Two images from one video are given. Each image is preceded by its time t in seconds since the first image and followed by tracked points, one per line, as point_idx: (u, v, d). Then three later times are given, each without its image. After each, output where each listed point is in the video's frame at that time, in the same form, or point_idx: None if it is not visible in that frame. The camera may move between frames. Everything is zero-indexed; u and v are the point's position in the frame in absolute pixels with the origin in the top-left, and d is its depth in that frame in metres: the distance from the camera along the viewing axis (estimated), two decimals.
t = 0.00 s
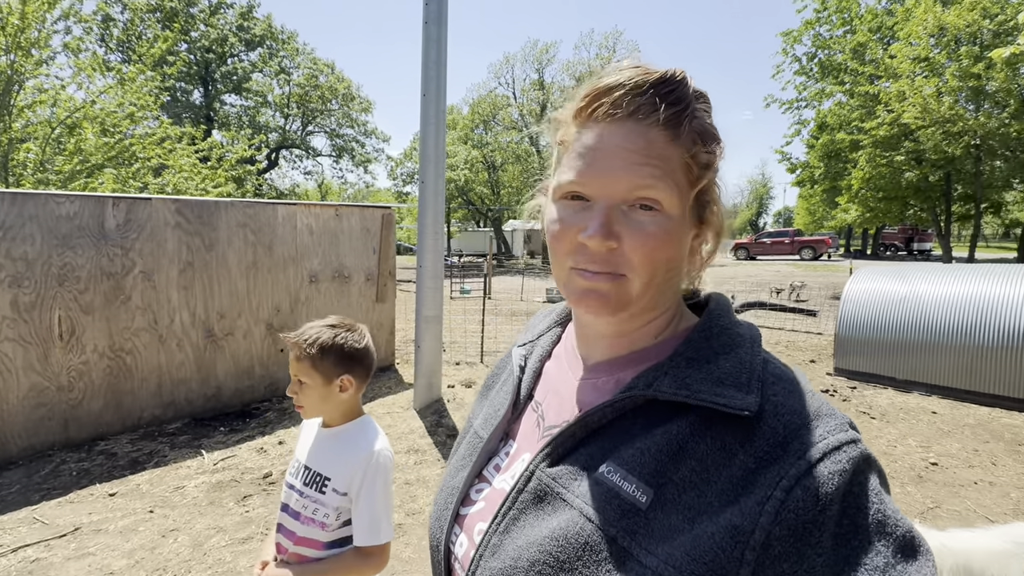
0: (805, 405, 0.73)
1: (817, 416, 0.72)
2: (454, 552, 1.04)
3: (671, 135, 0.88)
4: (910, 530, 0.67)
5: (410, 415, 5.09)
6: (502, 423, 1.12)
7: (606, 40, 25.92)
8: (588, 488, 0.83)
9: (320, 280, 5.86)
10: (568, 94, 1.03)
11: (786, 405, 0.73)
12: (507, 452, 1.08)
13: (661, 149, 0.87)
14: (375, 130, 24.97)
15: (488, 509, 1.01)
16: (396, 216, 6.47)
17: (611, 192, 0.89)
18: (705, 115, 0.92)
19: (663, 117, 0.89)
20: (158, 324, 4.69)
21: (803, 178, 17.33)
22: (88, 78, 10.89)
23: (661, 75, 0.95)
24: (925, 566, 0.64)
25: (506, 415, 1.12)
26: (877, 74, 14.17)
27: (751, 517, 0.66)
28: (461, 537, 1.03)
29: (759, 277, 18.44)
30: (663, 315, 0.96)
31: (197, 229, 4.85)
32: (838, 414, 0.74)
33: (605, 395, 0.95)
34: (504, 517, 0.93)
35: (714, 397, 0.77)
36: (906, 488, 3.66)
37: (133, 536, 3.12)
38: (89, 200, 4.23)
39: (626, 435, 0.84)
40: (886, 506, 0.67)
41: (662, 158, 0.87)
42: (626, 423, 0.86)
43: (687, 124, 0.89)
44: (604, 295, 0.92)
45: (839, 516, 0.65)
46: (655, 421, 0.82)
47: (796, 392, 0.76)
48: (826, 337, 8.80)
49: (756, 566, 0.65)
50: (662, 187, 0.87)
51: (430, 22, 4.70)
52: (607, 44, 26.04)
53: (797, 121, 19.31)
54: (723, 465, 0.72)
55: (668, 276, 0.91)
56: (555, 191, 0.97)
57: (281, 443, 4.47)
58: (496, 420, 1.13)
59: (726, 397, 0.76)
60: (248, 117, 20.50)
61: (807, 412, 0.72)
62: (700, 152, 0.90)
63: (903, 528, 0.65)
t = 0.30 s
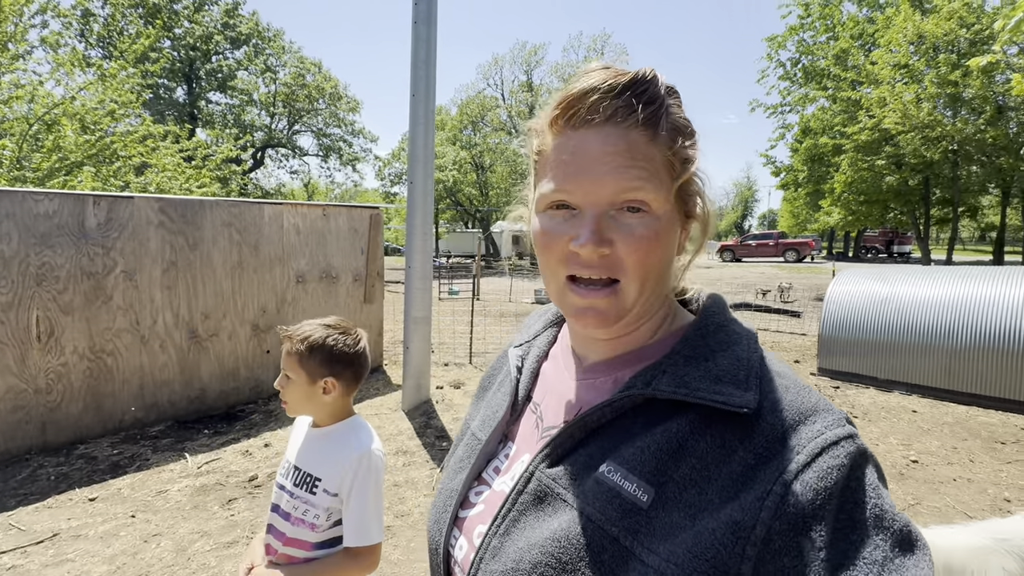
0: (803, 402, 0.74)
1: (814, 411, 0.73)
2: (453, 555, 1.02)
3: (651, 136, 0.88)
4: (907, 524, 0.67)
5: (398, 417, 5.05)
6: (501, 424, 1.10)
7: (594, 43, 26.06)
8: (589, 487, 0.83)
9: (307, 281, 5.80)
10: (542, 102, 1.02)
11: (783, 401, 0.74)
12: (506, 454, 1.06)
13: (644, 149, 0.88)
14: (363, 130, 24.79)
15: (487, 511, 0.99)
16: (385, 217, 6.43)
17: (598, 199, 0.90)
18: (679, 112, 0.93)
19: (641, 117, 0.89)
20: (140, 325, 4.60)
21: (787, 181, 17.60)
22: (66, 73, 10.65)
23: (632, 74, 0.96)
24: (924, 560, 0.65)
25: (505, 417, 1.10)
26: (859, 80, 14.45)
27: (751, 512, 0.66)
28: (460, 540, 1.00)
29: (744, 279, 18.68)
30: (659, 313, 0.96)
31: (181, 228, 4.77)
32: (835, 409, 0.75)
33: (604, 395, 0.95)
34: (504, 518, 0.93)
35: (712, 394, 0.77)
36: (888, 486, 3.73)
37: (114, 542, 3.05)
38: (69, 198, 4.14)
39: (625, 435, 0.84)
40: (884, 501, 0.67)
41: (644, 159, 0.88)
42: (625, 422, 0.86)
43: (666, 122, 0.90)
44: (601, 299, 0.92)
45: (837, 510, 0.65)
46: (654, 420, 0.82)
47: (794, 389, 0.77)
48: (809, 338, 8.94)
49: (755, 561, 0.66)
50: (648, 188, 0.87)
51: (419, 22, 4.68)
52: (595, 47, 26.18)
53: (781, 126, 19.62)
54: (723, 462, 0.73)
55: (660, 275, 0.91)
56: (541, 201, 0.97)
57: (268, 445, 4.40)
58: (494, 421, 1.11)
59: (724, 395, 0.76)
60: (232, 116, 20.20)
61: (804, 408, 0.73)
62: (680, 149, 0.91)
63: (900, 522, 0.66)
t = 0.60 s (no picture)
0: (805, 399, 0.70)
1: (816, 410, 0.68)
2: (451, 555, 1.00)
3: (619, 138, 0.87)
4: (905, 526, 0.64)
5: (388, 418, 5.03)
6: (498, 422, 1.08)
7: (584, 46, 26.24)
8: (588, 488, 0.77)
9: (296, 282, 5.75)
10: (519, 109, 1.02)
11: (784, 399, 0.70)
12: (504, 451, 1.04)
13: (613, 151, 0.87)
14: (352, 130, 24.64)
15: (485, 510, 0.96)
16: (375, 217, 6.41)
17: (570, 205, 0.90)
18: (653, 107, 0.90)
19: (608, 119, 0.88)
20: (125, 326, 4.53)
21: (773, 184, 17.88)
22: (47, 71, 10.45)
23: (605, 71, 0.93)
24: (922, 562, 0.61)
25: (502, 414, 1.09)
26: (842, 85, 14.74)
27: (752, 513, 0.62)
28: (459, 539, 0.98)
29: (731, 280, 18.91)
30: (649, 309, 0.96)
31: (168, 228, 4.71)
32: (837, 408, 0.70)
33: (602, 394, 0.94)
34: (503, 518, 0.88)
35: (715, 393, 0.72)
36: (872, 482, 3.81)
37: (98, 546, 3.01)
38: (52, 197, 4.07)
39: (625, 433, 0.79)
40: (884, 502, 0.63)
41: (614, 161, 0.87)
42: (624, 420, 0.80)
43: (637, 120, 0.88)
44: (584, 303, 0.93)
45: (837, 512, 0.62)
46: (654, 418, 0.77)
47: (794, 388, 0.72)
48: (796, 338, 9.08)
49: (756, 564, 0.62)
50: (618, 190, 0.87)
51: (409, 23, 4.68)
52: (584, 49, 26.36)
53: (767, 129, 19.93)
54: (723, 462, 0.68)
55: (642, 274, 0.91)
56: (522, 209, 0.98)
57: (255, 448, 4.36)
58: (492, 419, 1.10)
59: (726, 393, 0.71)
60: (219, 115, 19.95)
61: (805, 406, 0.69)
62: (655, 144, 0.88)
63: (899, 524, 0.62)
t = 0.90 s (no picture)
0: (803, 401, 0.72)
1: (813, 411, 0.70)
2: (447, 553, 1.01)
3: (539, 134, 0.90)
4: (901, 527, 0.65)
5: (380, 419, 5.02)
6: (494, 420, 1.10)
7: (574, 47, 26.34)
8: (587, 485, 0.78)
9: (286, 283, 5.72)
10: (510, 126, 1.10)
11: (783, 402, 0.72)
12: (500, 448, 1.05)
13: (530, 153, 0.90)
14: (342, 130, 24.47)
15: (483, 507, 0.98)
16: (366, 218, 6.39)
17: (505, 200, 0.94)
18: (586, 101, 0.88)
19: (531, 124, 0.91)
20: (112, 328, 4.48)
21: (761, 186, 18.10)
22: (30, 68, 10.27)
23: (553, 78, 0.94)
24: (916, 561, 0.63)
25: (497, 411, 1.11)
26: (828, 88, 14.98)
27: (749, 511, 0.65)
28: (456, 537, 0.99)
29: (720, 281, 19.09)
30: (604, 307, 0.90)
31: (156, 229, 4.67)
32: (834, 410, 0.72)
33: (601, 392, 0.91)
34: (500, 516, 0.89)
35: (712, 393, 0.74)
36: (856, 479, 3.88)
37: (86, 550, 2.97)
38: (38, 197, 4.02)
39: (622, 431, 0.80)
40: (879, 503, 0.65)
41: (532, 160, 0.89)
42: (621, 420, 0.82)
43: (556, 122, 0.88)
44: (527, 297, 0.94)
45: (834, 511, 0.64)
46: (652, 417, 0.79)
47: (793, 390, 0.74)
48: (783, 338, 9.21)
49: (753, 560, 0.64)
50: (536, 183, 0.89)
51: (401, 24, 4.69)
52: (574, 51, 26.46)
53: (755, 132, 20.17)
54: (721, 461, 0.70)
55: (571, 267, 0.87)
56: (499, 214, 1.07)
57: (246, 450, 4.33)
58: (488, 417, 1.11)
59: (724, 394, 0.73)
60: (207, 114, 19.72)
61: (804, 407, 0.71)
62: (573, 141, 0.86)
63: (893, 524, 0.64)
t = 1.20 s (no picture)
0: (801, 402, 0.73)
1: (812, 412, 0.72)
2: (447, 552, 1.01)
3: (534, 139, 0.91)
4: (898, 528, 0.66)
5: (374, 419, 5.01)
6: (495, 419, 1.11)
7: (567, 48, 26.41)
8: (585, 484, 0.80)
9: (279, 283, 5.68)
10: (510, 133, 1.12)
11: (781, 402, 0.73)
12: (500, 447, 1.06)
13: (526, 157, 0.91)
14: (334, 129, 24.31)
15: (482, 506, 0.98)
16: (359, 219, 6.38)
17: (503, 205, 0.96)
18: (577, 105, 0.90)
19: (527, 128, 0.92)
20: (102, 329, 4.42)
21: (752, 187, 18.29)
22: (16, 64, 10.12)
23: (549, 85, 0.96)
24: (914, 562, 0.64)
25: (497, 410, 1.12)
26: (818, 91, 15.18)
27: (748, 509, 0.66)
28: (455, 535, 1.00)
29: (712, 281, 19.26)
30: (603, 307, 0.91)
31: (147, 228, 4.62)
32: (834, 411, 0.73)
33: (601, 391, 0.92)
34: (500, 515, 0.90)
35: (711, 394, 0.75)
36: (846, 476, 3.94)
37: (77, 553, 2.94)
38: (26, 196, 3.96)
39: (621, 431, 0.82)
40: (877, 504, 0.66)
41: (529, 165, 0.91)
42: (621, 419, 0.83)
43: (550, 125, 0.90)
44: (526, 297, 0.95)
45: (833, 511, 0.65)
46: (652, 416, 0.80)
47: (792, 390, 0.75)
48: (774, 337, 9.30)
49: (751, 559, 0.65)
50: (531, 187, 0.90)
51: (395, 24, 4.68)
52: (567, 51, 26.52)
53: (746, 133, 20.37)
54: (719, 461, 0.72)
55: (567, 268, 0.88)
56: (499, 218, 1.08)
57: (238, 452, 4.30)
58: (488, 416, 1.12)
59: (723, 394, 0.75)
60: (197, 113, 19.53)
61: (803, 409, 0.72)
62: (566, 144, 0.88)
63: (891, 524, 0.65)
